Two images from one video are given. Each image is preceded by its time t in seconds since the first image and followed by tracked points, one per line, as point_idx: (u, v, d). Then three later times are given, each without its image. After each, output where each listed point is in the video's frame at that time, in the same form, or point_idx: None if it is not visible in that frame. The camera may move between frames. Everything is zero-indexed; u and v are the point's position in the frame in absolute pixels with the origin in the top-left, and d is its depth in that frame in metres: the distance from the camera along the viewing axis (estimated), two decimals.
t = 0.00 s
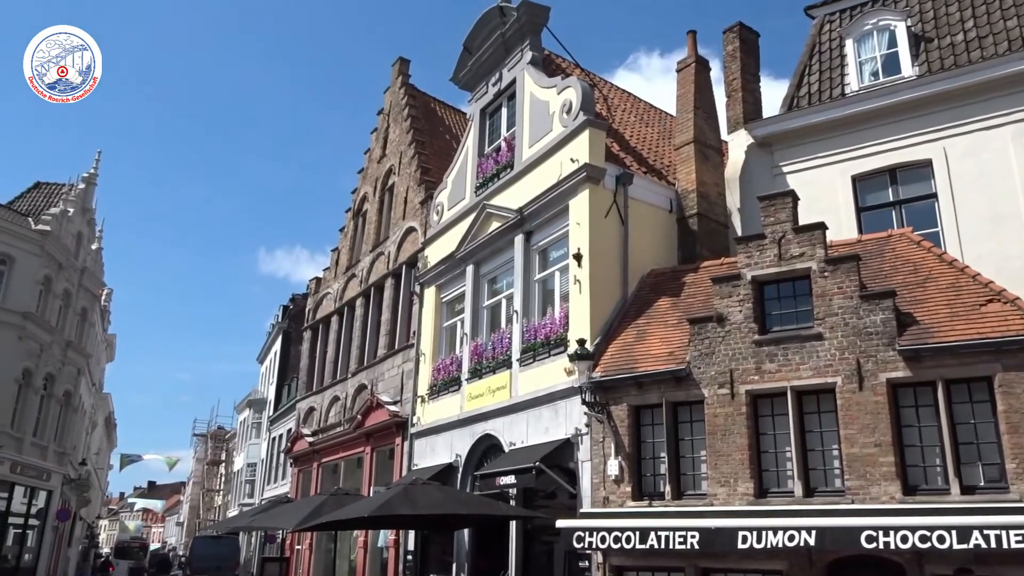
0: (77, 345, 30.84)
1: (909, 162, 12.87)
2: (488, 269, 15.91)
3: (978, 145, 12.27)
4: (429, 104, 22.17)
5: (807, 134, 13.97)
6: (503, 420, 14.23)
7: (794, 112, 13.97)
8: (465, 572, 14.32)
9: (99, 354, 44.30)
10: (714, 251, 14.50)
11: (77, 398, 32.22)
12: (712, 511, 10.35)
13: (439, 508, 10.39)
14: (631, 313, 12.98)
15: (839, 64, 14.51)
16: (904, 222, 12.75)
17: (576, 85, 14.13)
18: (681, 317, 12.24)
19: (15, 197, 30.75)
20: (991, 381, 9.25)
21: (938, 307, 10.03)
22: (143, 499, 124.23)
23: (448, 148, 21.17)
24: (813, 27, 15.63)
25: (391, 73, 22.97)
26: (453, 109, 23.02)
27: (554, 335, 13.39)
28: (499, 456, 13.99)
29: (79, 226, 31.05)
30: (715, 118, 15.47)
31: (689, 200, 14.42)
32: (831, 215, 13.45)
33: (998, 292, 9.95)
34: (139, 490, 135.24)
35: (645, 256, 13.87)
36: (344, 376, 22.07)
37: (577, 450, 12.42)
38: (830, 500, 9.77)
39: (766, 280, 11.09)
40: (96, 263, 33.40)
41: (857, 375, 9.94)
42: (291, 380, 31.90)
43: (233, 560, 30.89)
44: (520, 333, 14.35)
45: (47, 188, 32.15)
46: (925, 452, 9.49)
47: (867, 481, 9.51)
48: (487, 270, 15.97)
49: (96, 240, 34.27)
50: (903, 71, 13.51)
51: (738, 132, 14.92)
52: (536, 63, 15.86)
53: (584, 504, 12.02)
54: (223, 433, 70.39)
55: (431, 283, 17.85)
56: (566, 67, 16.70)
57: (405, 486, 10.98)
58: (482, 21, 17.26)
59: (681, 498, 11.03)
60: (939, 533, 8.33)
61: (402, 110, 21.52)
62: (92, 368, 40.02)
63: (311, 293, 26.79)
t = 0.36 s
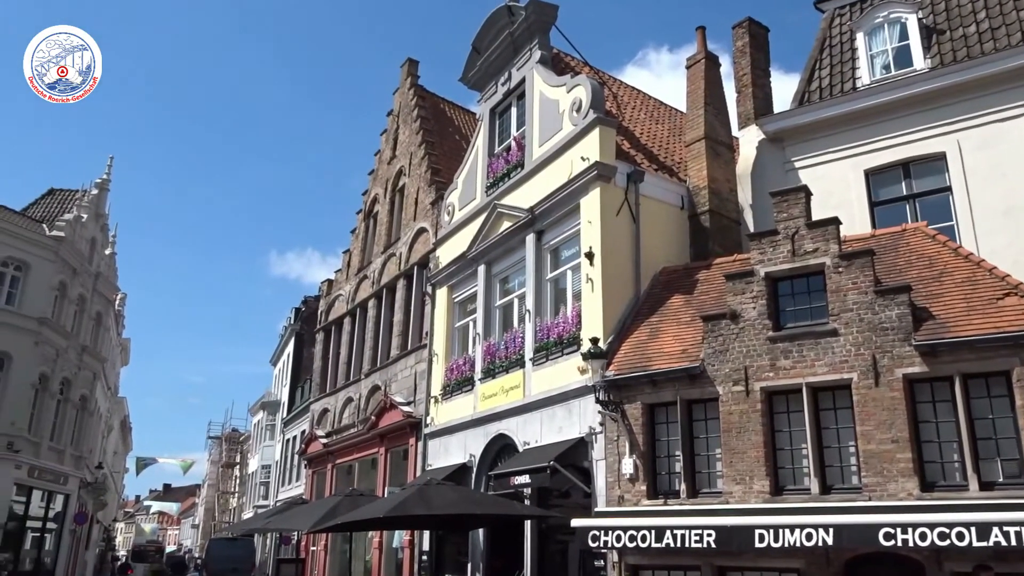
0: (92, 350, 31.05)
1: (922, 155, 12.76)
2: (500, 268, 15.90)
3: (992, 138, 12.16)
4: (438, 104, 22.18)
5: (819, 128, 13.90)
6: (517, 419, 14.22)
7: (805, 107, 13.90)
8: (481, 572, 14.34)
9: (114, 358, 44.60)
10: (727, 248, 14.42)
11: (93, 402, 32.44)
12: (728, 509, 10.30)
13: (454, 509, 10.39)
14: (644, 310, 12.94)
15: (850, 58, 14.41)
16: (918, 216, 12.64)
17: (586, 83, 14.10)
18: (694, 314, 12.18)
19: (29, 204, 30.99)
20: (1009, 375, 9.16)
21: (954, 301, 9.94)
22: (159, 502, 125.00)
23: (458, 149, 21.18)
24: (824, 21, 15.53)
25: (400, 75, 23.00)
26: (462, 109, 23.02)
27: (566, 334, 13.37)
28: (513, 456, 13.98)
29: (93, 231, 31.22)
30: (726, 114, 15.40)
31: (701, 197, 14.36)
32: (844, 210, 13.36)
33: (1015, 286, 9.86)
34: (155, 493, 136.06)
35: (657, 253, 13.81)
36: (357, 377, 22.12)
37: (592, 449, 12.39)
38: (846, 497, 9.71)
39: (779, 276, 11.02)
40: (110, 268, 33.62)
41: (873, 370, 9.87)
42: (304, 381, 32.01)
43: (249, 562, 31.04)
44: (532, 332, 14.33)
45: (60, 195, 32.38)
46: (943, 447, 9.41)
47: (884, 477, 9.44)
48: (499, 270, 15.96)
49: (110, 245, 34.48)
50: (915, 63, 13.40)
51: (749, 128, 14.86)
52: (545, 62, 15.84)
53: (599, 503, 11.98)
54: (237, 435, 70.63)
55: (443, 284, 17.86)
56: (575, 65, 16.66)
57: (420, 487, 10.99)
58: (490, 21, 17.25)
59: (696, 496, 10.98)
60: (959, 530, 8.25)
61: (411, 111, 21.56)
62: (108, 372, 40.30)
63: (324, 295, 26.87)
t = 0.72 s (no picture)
0: (110, 352, 31.32)
1: (939, 149, 12.65)
2: (514, 267, 15.90)
3: (1010, 131, 12.04)
4: (451, 104, 22.21)
5: (834, 124, 13.81)
6: (533, 418, 14.22)
7: (820, 102, 13.82)
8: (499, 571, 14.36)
9: (132, 360, 45.01)
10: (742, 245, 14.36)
11: (112, 403, 32.73)
12: (746, 507, 10.25)
13: (472, 508, 10.40)
14: (660, 309, 12.90)
15: (865, 53, 14.31)
16: (936, 210, 12.54)
17: (599, 81, 14.08)
18: (710, 312, 12.14)
19: (47, 208, 31.29)
20: None
21: (974, 297, 9.85)
22: (177, 503, 125.99)
23: (471, 148, 21.21)
24: (838, 15, 15.43)
25: (413, 75, 23.04)
26: (475, 108, 23.04)
27: (582, 332, 13.36)
28: (530, 455, 13.98)
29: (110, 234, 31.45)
30: (740, 111, 15.34)
31: (715, 194, 14.30)
32: (860, 206, 13.27)
33: None
34: (172, 494, 137.06)
35: (672, 251, 13.77)
36: (373, 377, 22.19)
37: (608, 448, 12.37)
38: (866, 495, 9.64)
39: (796, 272, 10.96)
40: (127, 270, 33.89)
41: (892, 367, 9.80)
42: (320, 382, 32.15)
43: (267, 562, 31.23)
44: (548, 331, 14.33)
45: (78, 198, 32.66)
46: (963, 444, 9.33)
47: (904, 474, 9.37)
48: (513, 269, 15.96)
49: (127, 248, 34.77)
50: (931, 57, 13.28)
51: (764, 123, 14.80)
52: (558, 60, 15.84)
53: (616, 501, 11.96)
54: (253, 435, 70.96)
55: (458, 283, 17.89)
56: (588, 63, 16.64)
57: (438, 486, 11.01)
58: (502, 20, 17.27)
59: (714, 494, 10.94)
60: (981, 527, 8.16)
61: (424, 111, 21.60)
62: (126, 374, 40.66)
63: (339, 295, 26.97)
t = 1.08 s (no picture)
0: (129, 352, 31.61)
1: (958, 144, 12.53)
2: (530, 265, 15.91)
3: None
4: (466, 103, 22.23)
5: (851, 119, 13.73)
6: (549, 416, 14.22)
7: (837, 98, 13.74)
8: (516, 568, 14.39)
9: (150, 360, 45.39)
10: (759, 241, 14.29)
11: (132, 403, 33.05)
12: (765, 504, 10.21)
13: (489, 505, 10.41)
14: (676, 306, 12.87)
15: (882, 47, 14.19)
16: (955, 205, 12.42)
17: (614, 78, 14.06)
18: (727, 308, 12.09)
19: (66, 209, 31.62)
20: None
21: (994, 292, 9.75)
22: (196, 501, 127.00)
23: (486, 147, 21.22)
24: (855, 10, 15.31)
25: (427, 74, 23.08)
26: (490, 107, 23.05)
27: (598, 330, 13.35)
28: (547, 452, 13.99)
29: (129, 235, 31.69)
30: (755, 106, 15.26)
31: (731, 190, 14.23)
32: (878, 201, 13.17)
33: None
34: (191, 493, 138.13)
35: (688, 248, 13.72)
36: (389, 376, 22.27)
37: (625, 445, 12.35)
38: (886, 492, 9.58)
39: (813, 268, 10.90)
40: (146, 270, 34.19)
41: (912, 363, 9.72)
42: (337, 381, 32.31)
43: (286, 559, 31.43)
44: (564, 329, 14.32)
45: (97, 200, 32.99)
46: (985, 440, 9.24)
47: (925, 471, 9.30)
48: (529, 267, 15.97)
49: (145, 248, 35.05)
50: (949, 51, 13.15)
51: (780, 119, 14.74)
52: (573, 58, 15.83)
53: (633, 498, 11.95)
54: (271, 433, 71.35)
55: (474, 282, 17.92)
56: (603, 60, 16.61)
57: (455, 484, 11.04)
58: (516, 19, 17.29)
59: (732, 491, 10.91)
60: (1003, 524, 8.04)
61: (439, 110, 21.65)
62: (145, 373, 41.02)
63: (355, 294, 27.07)
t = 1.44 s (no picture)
0: (149, 350, 31.92)
1: (977, 134, 12.39)
2: (545, 261, 15.91)
3: None
4: (479, 99, 22.24)
5: (868, 110, 13.62)
6: (566, 411, 14.23)
7: (853, 89, 13.63)
8: (534, 563, 14.43)
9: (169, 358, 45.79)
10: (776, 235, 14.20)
11: (151, 400, 33.37)
12: (784, 499, 10.17)
13: (506, 501, 10.44)
14: (693, 300, 12.82)
15: (900, 37, 14.06)
16: (975, 197, 12.28)
17: (628, 72, 14.01)
18: (744, 302, 12.03)
19: (85, 209, 31.94)
20: None
21: (1016, 284, 9.64)
22: (215, 497, 128.11)
23: (500, 143, 21.22)
24: None
25: (441, 71, 23.09)
26: (503, 103, 23.04)
27: (614, 325, 13.33)
28: (563, 448, 14.00)
29: (146, 235, 31.91)
30: (771, 99, 15.16)
31: (748, 183, 14.14)
32: (896, 193, 13.06)
33: None
34: (210, 489, 139.34)
35: (704, 242, 13.66)
36: (405, 372, 22.35)
37: (642, 440, 12.34)
38: (906, 486, 9.52)
39: (831, 262, 10.82)
40: (163, 269, 34.47)
41: (931, 356, 9.64)
42: (353, 377, 32.46)
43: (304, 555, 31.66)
44: (580, 324, 14.31)
45: (115, 199, 33.29)
46: (1006, 434, 9.15)
47: (945, 465, 9.23)
48: (545, 262, 15.96)
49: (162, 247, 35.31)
50: (968, 40, 13.01)
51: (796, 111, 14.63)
52: (586, 52, 15.79)
53: (651, 494, 11.94)
54: (288, 430, 71.79)
55: (489, 278, 17.94)
56: (617, 54, 16.56)
57: (472, 480, 11.06)
58: (530, 14, 17.26)
59: (750, 486, 10.87)
60: None
61: (452, 106, 21.67)
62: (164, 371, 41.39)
63: (370, 291, 27.17)
